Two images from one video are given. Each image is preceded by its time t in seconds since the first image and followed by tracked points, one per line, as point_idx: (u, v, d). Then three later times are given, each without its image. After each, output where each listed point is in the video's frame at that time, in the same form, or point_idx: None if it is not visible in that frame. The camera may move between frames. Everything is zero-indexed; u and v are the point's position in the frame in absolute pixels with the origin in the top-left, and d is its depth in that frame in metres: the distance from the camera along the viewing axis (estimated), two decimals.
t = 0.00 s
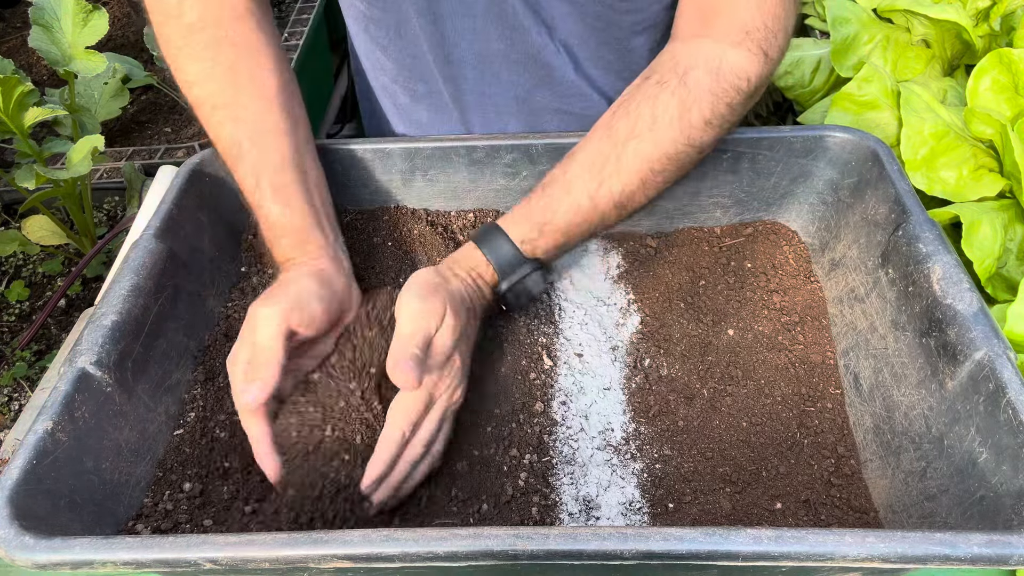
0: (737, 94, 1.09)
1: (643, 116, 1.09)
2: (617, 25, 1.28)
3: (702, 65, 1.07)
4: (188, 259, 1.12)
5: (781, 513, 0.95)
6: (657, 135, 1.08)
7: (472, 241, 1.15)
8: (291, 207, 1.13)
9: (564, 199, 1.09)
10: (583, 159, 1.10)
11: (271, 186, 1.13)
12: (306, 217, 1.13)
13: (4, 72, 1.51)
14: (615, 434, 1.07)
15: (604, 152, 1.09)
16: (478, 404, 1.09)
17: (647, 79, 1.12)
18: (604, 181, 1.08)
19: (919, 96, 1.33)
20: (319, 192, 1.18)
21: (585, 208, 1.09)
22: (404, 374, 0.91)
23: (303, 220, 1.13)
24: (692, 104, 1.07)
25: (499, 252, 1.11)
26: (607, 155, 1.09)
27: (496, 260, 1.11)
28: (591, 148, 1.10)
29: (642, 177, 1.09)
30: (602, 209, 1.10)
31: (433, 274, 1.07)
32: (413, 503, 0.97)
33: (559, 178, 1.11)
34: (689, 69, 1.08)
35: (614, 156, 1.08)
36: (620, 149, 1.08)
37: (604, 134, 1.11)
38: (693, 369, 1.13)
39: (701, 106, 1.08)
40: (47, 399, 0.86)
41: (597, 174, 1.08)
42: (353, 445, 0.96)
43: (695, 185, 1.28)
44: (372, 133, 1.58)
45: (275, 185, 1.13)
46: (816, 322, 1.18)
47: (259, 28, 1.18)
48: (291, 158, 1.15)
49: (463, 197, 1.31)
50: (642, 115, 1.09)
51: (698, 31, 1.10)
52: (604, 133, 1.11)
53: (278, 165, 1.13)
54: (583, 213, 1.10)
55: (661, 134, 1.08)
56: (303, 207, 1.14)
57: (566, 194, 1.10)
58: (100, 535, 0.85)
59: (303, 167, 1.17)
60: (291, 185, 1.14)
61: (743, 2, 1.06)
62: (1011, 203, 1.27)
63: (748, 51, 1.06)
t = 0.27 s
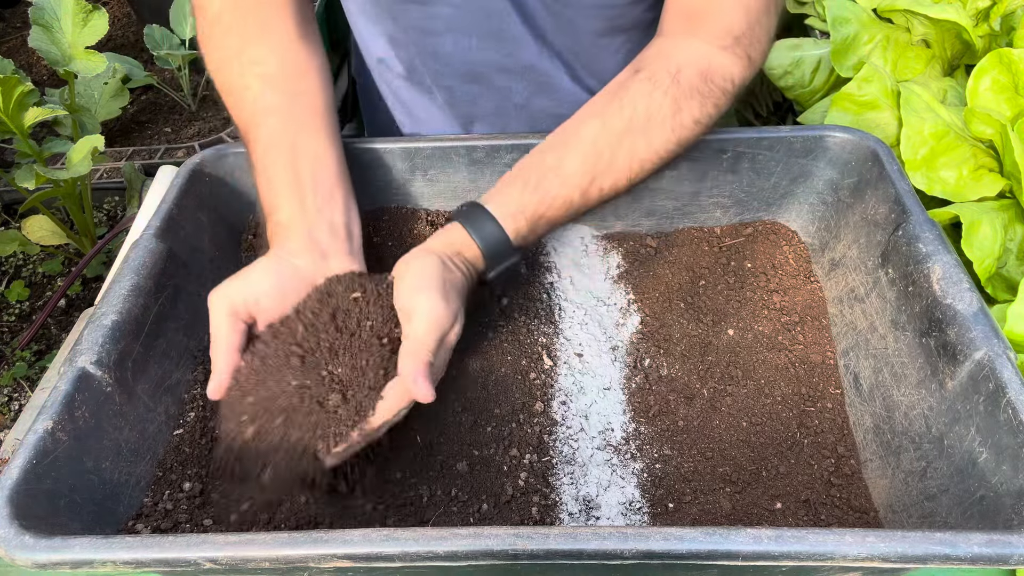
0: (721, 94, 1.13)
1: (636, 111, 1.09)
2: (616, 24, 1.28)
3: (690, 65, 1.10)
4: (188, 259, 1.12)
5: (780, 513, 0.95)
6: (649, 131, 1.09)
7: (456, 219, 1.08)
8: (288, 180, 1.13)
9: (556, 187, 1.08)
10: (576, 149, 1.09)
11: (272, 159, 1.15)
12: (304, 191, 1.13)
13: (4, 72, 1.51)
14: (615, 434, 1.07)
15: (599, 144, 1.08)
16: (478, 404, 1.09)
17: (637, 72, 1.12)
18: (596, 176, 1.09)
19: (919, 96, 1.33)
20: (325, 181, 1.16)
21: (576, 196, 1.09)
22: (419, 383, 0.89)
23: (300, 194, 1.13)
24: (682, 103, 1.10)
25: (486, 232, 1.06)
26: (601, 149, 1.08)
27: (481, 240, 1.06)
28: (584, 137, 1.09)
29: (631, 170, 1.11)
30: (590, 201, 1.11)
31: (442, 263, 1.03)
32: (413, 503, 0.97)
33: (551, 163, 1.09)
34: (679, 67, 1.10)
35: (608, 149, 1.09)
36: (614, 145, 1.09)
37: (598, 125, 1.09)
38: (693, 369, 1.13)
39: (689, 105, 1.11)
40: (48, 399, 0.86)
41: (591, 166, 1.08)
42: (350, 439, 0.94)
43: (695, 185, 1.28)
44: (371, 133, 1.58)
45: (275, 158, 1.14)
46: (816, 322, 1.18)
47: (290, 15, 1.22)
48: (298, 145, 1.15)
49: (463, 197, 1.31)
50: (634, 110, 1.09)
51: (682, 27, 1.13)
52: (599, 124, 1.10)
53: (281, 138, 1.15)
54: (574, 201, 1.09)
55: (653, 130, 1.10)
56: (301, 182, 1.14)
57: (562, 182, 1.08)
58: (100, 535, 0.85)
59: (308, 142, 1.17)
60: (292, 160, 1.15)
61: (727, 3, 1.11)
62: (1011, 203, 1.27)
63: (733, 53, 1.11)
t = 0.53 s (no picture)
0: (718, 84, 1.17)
1: (643, 94, 1.10)
2: (617, 24, 1.28)
3: (695, 55, 1.13)
4: (188, 259, 1.12)
5: (780, 513, 0.95)
6: (654, 116, 1.12)
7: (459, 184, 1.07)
8: (293, 150, 1.17)
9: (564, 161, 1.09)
10: (586, 124, 1.09)
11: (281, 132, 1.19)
12: (308, 160, 1.16)
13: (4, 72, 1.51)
14: (615, 434, 1.07)
15: (609, 122, 1.10)
16: (478, 403, 1.09)
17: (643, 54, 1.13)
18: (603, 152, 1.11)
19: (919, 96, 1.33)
20: (329, 153, 1.17)
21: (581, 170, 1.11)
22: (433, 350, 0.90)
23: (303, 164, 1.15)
24: (687, 93, 1.13)
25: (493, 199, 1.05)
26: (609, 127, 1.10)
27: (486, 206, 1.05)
28: (594, 114, 1.10)
29: (635, 151, 1.13)
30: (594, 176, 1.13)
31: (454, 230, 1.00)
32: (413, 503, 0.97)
33: (562, 139, 1.09)
34: (684, 56, 1.13)
35: (616, 129, 1.10)
36: (622, 125, 1.10)
37: (608, 103, 1.10)
38: (693, 369, 1.13)
39: (691, 95, 1.14)
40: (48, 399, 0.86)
41: (598, 144, 1.10)
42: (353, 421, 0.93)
43: (695, 185, 1.28)
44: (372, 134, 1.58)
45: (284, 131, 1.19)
46: (816, 322, 1.18)
47: (310, 8, 1.30)
48: (304, 122, 1.20)
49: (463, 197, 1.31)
50: (643, 92, 1.10)
51: (680, 21, 1.16)
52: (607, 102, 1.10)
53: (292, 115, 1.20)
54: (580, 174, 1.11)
55: (658, 117, 1.12)
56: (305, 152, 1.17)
57: (571, 156, 1.09)
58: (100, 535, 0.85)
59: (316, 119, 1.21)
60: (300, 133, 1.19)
61: None
62: (1011, 203, 1.27)
63: (732, 50, 1.16)
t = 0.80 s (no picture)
0: (714, 76, 1.19)
1: (638, 71, 1.14)
2: (618, 24, 1.28)
3: (692, 41, 1.16)
4: (188, 259, 1.12)
5: (780, 513, 0.95)
6: (649, 95, 1.15)
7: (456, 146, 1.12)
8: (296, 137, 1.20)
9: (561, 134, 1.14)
10: (581, 98, 1.14)
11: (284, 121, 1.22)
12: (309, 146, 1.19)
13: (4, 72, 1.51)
14: (615, 434, 1.07)
15: (604, 97, 1.14)
16: (478, 403, 1.09)
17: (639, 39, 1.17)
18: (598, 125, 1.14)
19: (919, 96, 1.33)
20: (329, 139, 1.20)
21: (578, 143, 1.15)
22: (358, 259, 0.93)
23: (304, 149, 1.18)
24: (684, 76, 1.16)
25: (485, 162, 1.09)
26: (604, 101, 1.14)
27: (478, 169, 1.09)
28: (589, 89, 1.14)
29: (631, 126, 1.16)
30: (592, 150, 1.17)
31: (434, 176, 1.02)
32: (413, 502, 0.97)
33: (559, 112, 1.14)
34: (681, 40, 1.15)
35: (612, 104, 1.14)
36: (618, 100, 1.14)
37: (603, 79, 1.14)
38: (693, 369, 1.13)
39: (688, 81, 1.17)
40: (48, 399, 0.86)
41: (593, 117, 1.14)
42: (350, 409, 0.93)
43: (695, 185, 1.28)
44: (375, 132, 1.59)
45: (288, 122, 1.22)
46: (816, 322, 1.18)
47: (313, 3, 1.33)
48: (305, 111, 1.23)
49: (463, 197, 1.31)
50: (637, 70, 1.14)
51: (682, 13, 1.19)
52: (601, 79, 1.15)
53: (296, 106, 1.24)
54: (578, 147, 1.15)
55: (654, 95, 1.15)
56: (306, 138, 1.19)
57: (565, 127, 1.14)
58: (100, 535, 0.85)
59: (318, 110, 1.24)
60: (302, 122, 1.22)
61: None
62: (1011, 203, 1.27)
63: (733, 40, 1.19)
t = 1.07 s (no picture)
0: (710, 77, 1.20)
1: (630, 73, 1.15)
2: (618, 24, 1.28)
3: (686, 44, 1.17)
4: (188, 259, 1.12)
5: (781, 513, 0.95)
6: (642, 96, 1.16)
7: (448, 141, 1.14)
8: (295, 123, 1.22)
9: (552, 131, 1.15)
10: (573, 97, 1.16)
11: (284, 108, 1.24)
12: (308, 133, 1.21)
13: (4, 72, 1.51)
14: (614, 434, 1.07)
15: (596, 97, 1.15)
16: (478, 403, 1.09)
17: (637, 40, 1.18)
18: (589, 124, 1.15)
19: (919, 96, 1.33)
20: (332, 130, 1.24)
21: (569, 142, 1.16)
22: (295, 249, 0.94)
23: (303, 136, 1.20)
24: (677, 79, 1.16)
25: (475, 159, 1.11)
26: (595, 101, 1.15)
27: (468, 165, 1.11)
28: (581, 88, 1.16)
29: (624, 127, 1.17)
30: (584, 148, 1.18)
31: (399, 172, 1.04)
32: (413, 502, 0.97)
33: (551, 111, 1.16)
34: (676, 43, 1.16)
35: (604, 104, 1.15)
36: (610, 100, 1.15)
37: (596, 79, 1.16)
38: (693, 369, 1.13)
39: (682, 83, 1.17)
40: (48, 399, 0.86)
41: (584, 116, 1.15)
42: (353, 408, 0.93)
43: (695, 185, 1.28)
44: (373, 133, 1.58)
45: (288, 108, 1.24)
46: (816, 322, 1.18)
47: None
48: (309, 102, 1.26)
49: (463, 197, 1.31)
50: (630, 71, 1.15)
51: (679, 15, 1.20)
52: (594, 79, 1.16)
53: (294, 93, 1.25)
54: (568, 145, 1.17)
55: (648, 96, 1.16)
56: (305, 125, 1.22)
57: (557, 124, 1.15)
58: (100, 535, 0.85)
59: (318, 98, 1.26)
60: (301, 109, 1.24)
61: None
62: (1011, 203, 1.27)
63: (729, 45, 1.20)
